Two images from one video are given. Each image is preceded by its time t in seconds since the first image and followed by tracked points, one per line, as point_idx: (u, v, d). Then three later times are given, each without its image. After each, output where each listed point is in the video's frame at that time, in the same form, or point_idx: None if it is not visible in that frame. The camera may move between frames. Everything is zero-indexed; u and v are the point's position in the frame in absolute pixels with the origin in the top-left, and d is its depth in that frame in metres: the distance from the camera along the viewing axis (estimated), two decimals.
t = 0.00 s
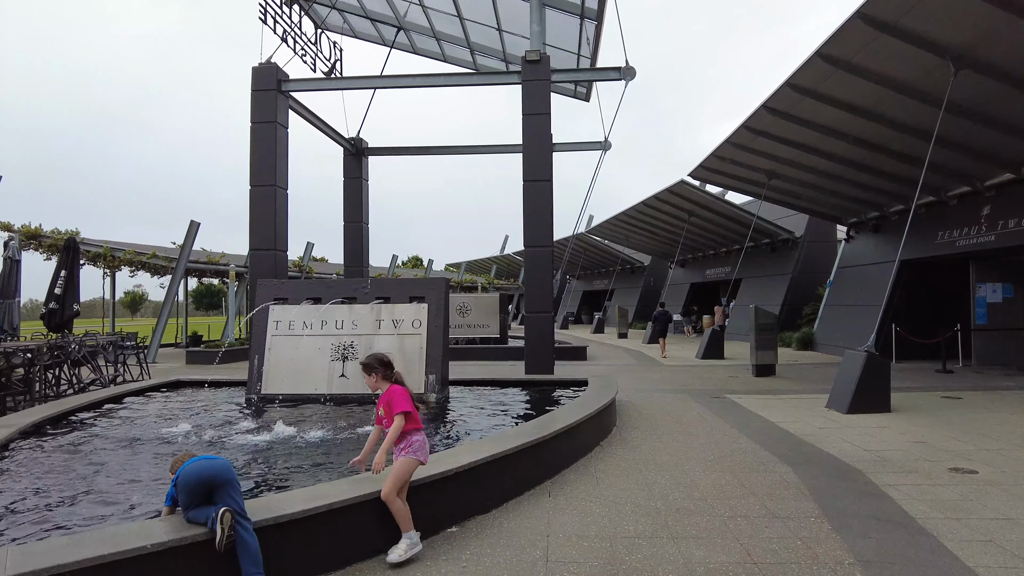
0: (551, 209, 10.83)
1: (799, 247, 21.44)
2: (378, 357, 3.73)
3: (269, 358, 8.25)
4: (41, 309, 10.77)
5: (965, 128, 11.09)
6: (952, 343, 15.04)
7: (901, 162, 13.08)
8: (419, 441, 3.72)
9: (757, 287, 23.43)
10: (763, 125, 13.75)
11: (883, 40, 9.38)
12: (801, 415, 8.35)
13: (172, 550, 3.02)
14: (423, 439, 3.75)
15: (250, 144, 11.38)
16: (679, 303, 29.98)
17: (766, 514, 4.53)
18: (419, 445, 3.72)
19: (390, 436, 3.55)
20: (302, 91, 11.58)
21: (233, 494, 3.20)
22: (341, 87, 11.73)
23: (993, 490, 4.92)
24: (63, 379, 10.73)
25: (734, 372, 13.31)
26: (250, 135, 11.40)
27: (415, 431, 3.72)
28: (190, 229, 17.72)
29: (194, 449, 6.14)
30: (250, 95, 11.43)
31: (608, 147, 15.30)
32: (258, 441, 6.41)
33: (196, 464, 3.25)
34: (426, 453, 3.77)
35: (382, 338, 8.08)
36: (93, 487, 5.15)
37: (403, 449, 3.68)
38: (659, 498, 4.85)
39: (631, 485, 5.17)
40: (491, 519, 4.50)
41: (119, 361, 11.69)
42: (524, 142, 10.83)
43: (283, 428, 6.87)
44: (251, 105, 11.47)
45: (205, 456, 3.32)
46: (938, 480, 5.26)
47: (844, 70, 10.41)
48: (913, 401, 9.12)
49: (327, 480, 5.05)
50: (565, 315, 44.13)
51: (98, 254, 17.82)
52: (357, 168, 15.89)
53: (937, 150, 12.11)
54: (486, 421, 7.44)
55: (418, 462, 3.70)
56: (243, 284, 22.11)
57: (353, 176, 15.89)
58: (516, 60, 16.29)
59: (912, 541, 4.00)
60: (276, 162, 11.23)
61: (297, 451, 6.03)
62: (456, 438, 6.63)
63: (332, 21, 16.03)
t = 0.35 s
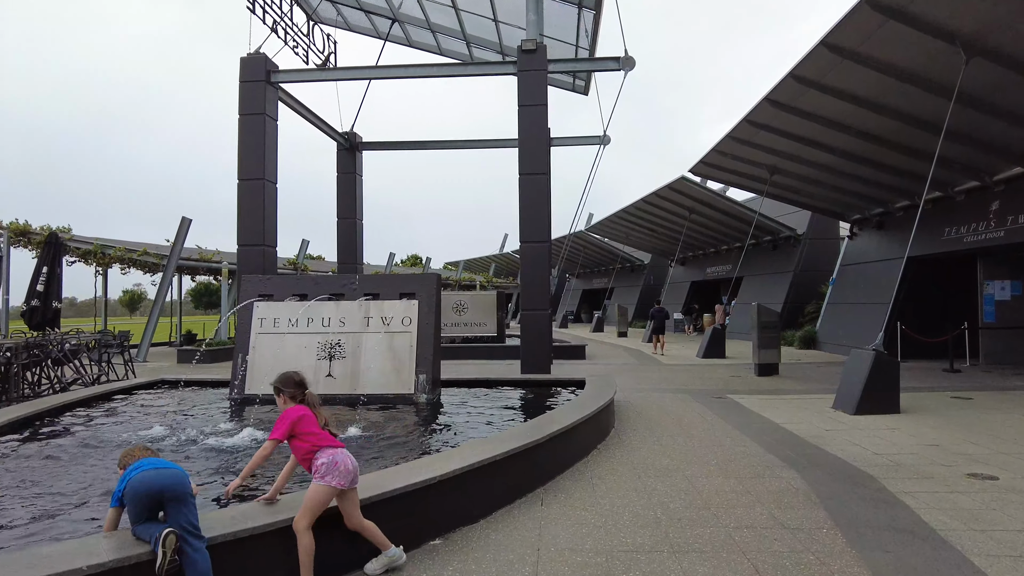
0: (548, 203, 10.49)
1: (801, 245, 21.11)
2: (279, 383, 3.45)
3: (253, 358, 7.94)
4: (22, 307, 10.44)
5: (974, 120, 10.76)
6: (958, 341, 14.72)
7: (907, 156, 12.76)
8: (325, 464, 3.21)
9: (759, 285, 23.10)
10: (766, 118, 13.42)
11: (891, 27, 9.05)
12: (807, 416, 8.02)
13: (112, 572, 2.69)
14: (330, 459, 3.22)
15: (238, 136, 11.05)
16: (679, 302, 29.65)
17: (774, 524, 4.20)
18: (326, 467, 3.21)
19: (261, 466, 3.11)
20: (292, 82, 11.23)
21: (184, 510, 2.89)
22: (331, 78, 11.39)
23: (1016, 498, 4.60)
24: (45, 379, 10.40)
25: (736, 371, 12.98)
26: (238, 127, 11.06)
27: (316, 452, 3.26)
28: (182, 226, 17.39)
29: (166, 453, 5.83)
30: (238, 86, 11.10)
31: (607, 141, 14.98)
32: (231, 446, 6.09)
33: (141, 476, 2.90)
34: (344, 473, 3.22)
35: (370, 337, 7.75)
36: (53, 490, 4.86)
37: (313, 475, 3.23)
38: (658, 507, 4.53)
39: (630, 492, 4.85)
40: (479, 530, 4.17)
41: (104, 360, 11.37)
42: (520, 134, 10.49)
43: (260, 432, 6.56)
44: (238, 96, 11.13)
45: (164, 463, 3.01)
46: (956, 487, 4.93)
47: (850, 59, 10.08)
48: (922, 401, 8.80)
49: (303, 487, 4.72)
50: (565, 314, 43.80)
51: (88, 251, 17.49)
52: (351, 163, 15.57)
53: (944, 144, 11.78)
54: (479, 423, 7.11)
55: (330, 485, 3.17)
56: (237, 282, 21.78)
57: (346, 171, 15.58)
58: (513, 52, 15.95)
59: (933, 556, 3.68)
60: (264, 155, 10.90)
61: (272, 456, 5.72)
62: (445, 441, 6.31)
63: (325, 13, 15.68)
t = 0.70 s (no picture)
0: (544, 200, 10.17)
1: (801, 244, 20.83)
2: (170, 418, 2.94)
3: (235, 360, 7.63)
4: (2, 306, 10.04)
5: (982, 116, 10.47)
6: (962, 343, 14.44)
7: (911, 153, 12.47)
8: (238, 482, 2.75)
9: (758, 285, 22.81)
10: (767, 114, 13.12)
11: (898, 19, 8.75)
12: (811, 422, 7.72)
13: None
14: (242, 475, 2.76)
15: (224, 131, 10.69)
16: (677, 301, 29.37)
17: (782, 544, 3.90)
18: (242, 484, 2.75)
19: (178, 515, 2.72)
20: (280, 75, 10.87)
21: (127, 540, 2.58)
22: (321, 71, 11.04)
23: None
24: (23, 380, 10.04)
25: (736, 373, 12.69)
26: (224, 121, 10.70)
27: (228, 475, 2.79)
28: (171, 223, 16.99)
29: (134, 461, 5.51)
30: (224, 78, 10.73)
31: (605, 138, 14.66)
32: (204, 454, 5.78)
33: (84, 499, 2.56)
34: (264, 485, 2.75)
35: (356, 339, 7.45)
36: (7, 499, 4.55)
37: (231, 497, 2.78)
38: (657, 524, 4.22)
39: (627, 507, 4.55)
40: (463, 551, 3.87)
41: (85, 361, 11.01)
42: (516, 129, 10.16)
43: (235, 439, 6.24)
44: (225, 89, 10.77)
45: (107, 483, 2.66)
46: (973, 501, 4.64)
47: (855, 53, 9.79)
48: (929, 406, 8.52)
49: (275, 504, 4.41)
50: (562, 313, 43.50)
51: (75, 248, 17.11)
52: (343, 160, 15.24)
53: (950, 140, 11.49)
54: (469, 430, 6.81)
55: (252, 503, 2.72)
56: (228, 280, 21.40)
57: (338, 167, 15.24)
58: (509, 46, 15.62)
59: None
60: (251, 150, 10.56)
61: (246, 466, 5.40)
62: (431, 450, 6.00)
63: (317, 6, 15.33)
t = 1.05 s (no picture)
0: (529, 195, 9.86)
1: (792, 242, 20.66)
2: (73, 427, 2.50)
3: (203, 359, 7.29)
4: None
5: (976, 110, 10.27)
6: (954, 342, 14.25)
7: (904, 149, 12.25)
8: (141, 492, 2.31)
9: (748, 284, 22.62)
10: (757, 109, 12.89)
11: (893, 8, 8.52)
12: (803, 423, 7.47)
13: None
14: (145, 483, 2.32)
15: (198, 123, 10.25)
16: (667, 300, 29.17)
17: (775, 557, 3.62)
18: (145, 494, 2.31)
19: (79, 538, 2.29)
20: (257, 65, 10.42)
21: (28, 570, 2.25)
22: (299, 61, 10.67)
23: None
24: None
25: (726, 373, 12.43)
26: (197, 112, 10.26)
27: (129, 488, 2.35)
28: (149, 220, 16.55)
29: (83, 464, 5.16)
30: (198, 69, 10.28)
31: (593, 133, 14.38)
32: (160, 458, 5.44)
33: None
34: (170, 495, 2.32)
35: (330, 338, 7.13)
36: None
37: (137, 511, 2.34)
38: (641, 536, 3.93)
39: (609, 517, 4.26)
40: (430, 566, 3.56)
41: (53, 361, 10.59)
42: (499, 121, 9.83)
43: (197, 442, 5.90)
44: (199, 80, 10.32)
45: (9, 501, 2.30)
46: (977, 508, 4.38)
47: (847, 44, 9.55)
48: (924, 406, 8.28)
49: (229, 517, 4.09)
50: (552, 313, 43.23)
51: (50, 246, 16.66)
52: (325, 155, 14.89)
53: (943, 135, 11.29)
54: (447, 433, 6.50)
55: (156, 515, 2.29)
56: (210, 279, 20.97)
57: (321, 163, 14.89)
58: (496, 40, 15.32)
59: None
60: (226, 142, 10.16)
61: (204, 473, 5.07)
62: (405, 454, 5.69)
63: None
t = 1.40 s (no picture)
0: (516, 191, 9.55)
1: (785, 240, 20.43)
2: None
3: (172, 364, 6.95)
4: None
5: (973, 105, 10.03)
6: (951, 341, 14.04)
7: (900, 145, 12.02)
8: (22, 539, 1.97)
9: (741, 282, 22.39)
10: (750, 104, 12.63)
11: None
12: (798, 427, 7.20)
13: None
14: (28, 530, 1.96)
15: (172, 118, 9.86)
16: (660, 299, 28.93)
17: None
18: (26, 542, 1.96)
19: None
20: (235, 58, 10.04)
21: None
22: (278, 54, 10.33)
23: None
24: None
25: (718, 374, 12.16)
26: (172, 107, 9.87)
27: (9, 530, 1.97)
28: (130, 218, 16.16)
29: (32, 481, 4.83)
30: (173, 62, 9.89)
31: (583, 129, 14.10)
32: (111, 472, 5.11)
33: None
34: (54, 544, 1.98)
35: (305, 341, 6.81)
36: None
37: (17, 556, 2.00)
38: (626, 558, 3.64)
39: (593, 536, 3.97)
40: None
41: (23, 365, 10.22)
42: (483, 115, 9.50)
43: (158, 454, 5.58)
44: (173, 74, 9.92)
45: None
46: (984, 523, 4.11)
47: (842, 36, 9.29)
48: (921, 408, 8.03)
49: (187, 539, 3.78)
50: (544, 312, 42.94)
51: (28, 246, 16.26)
52: (309, 152, 14.56)
53: (940, 130, 11.05)
54: (425, 441, 6.22)
55: (35, 567, 1.95)
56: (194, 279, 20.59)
57: (304, 160, 14.55)
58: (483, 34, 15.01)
59: None
60: (202, 137, 9.78)
61: (162, 489, 4.76)
62: (380, 466, 5.41)
63: None
